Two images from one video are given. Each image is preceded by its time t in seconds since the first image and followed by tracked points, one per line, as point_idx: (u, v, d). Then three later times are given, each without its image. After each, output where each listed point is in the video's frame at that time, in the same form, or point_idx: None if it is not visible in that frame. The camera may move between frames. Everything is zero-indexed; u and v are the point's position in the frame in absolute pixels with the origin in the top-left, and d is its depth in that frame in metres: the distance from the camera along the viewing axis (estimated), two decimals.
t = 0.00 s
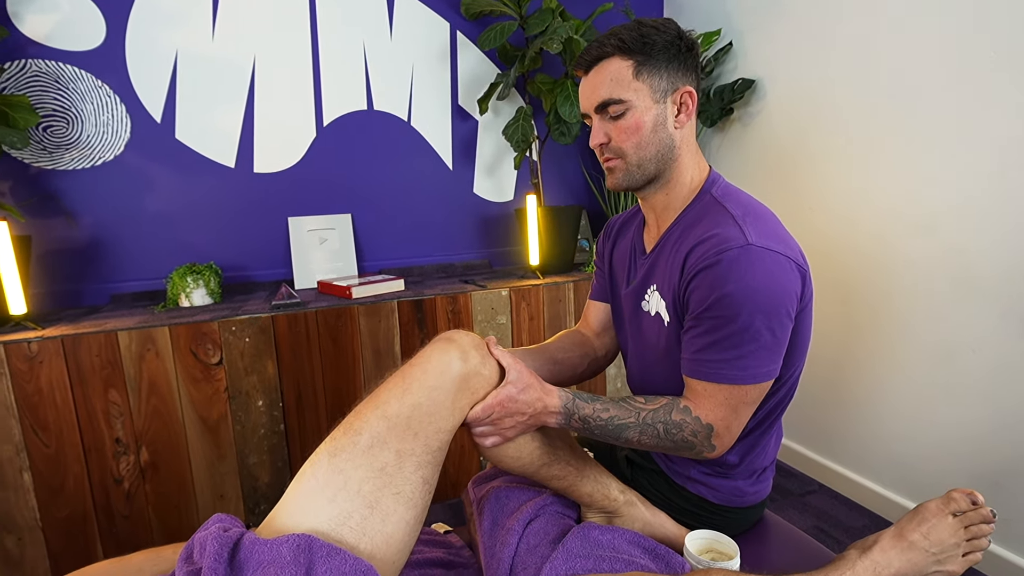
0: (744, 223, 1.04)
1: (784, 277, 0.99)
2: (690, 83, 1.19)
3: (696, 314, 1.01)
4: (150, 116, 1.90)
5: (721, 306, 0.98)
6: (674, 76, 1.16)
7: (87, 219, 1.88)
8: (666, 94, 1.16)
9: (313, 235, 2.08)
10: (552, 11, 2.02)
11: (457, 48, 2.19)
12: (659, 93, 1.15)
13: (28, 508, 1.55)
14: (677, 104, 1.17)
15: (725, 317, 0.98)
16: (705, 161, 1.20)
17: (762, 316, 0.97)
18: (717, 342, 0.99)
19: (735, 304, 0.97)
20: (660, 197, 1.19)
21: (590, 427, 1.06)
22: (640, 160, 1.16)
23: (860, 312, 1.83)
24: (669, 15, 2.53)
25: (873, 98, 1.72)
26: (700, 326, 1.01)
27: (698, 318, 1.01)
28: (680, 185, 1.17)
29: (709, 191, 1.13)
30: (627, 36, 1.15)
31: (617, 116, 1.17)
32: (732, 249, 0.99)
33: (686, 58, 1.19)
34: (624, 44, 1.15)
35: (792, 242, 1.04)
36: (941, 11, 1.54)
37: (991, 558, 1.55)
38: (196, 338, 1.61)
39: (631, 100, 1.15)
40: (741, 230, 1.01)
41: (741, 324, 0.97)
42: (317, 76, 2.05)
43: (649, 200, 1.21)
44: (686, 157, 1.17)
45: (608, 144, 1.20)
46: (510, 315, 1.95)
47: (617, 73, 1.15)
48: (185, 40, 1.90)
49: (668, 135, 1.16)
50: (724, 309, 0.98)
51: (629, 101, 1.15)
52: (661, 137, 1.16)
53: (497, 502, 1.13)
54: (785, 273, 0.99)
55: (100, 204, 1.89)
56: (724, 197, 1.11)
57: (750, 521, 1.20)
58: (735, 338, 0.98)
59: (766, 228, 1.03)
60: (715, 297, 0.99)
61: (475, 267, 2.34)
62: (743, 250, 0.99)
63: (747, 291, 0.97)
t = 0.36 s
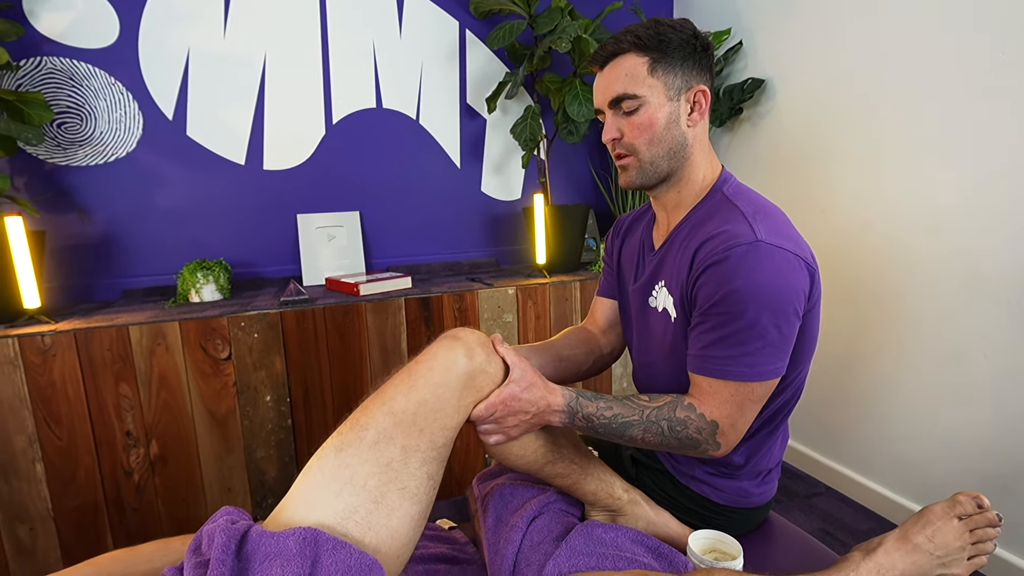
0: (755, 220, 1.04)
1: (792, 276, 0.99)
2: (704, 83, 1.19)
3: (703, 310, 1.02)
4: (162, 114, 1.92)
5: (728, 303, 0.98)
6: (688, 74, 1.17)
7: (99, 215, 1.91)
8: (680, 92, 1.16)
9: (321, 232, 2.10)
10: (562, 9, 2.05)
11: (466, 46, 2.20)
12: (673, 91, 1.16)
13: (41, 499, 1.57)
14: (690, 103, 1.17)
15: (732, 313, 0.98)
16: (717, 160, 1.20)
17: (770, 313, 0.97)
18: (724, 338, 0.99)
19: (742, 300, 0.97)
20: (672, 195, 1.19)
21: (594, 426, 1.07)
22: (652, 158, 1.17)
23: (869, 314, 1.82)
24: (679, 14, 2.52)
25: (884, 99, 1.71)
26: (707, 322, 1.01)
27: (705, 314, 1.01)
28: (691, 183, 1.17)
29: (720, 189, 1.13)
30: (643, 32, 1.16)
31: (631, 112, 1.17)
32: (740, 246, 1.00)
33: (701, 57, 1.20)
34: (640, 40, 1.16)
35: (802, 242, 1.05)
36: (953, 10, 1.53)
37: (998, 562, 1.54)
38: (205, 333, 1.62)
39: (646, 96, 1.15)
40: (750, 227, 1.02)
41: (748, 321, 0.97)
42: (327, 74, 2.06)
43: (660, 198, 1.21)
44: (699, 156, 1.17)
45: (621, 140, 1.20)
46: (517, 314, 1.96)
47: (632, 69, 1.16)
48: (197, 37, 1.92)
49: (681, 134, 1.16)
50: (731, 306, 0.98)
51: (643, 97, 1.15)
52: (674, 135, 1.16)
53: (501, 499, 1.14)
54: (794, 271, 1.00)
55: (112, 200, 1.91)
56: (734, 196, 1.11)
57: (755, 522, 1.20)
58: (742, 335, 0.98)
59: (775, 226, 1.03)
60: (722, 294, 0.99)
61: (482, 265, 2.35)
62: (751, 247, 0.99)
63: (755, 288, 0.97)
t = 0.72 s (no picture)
0: (762, 219, 1.05)
1: (798, 275, 1.00)
2: (715, 83, 1.20)
3: (708, 308, 1.02)
4: (170, 112, 1.94)
5: (734, 300, 0.99)
6: (700, 74, 1.18)
7: (108, 212, 1.93)
8: (692, 92, 1.17)
9: (326, 230, 2.11)
10: (567, 9, 2.04)
11: (472, 46, 2.21)
12: (685, 91, 1.16)
13: (50, 492, 1.60)
14: (702, 103, 1.18)
15: (737, 311, 0.99)
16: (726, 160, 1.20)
17: (775, 311, 0.98)
18: (729, 336, 1.00)
19: (748, 298, 0.98)
20: (681, 195, 1.20)
21: (597, 423, 1.08)
22: (663, 157, 1.18)
23: (873, 316, 1.83)
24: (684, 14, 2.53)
25: (890, 100, 1.71)
26: (712, 320, 1.02)
27: (711, 311, 1.02)
28: (700, 184, 1.18)
29: (729, 188, 1.14)
30: (657, 31, 1.16)
31: (642, 111, 1.18)
32: (747, 244, 1.00)
33: (713, 57, 1.20)
34: (654, 39, 1.16)
35: (809, 242, 1.05)
36: (959, 12, 1.53)
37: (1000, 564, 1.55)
38: (212, 330, 1.64)
39: (658, 96, 1.16)
40: (757, 226, 1.02)
41: (753, 319, 0.98)
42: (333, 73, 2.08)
43: (669, 196, 1.22)
44: (707, 156, 1.18)
45: (632, 139, 1.21)
46: (521, 312, 1.98)
47: (645, 68, 1.17)
48: (205, 36, 1.93)
49: (691, 133, 1.17)
50: (737, 304, 0.99)
51: (655, 96, 1.16)
52: (685, 135, 1.17)
53: (503, 495, 1.16)
54: (800, 271, 1.00)
55: (121, 197, 1.93)
56: (743, 195, 1.12)
57: (757, 520, 1.21)
58: (746, 333, 0.99)
59: (783, 226, 1.04)
60: (728, 292, 1.00)
61: (487, 264, 2.36)
62: (758, 245, 1.00)
63: (760, 286, 0.98)
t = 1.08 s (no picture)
0: (767, 233, 1.04)
1: (800, 293, 1.00)
2: (714, 91, 1.16)
3: (709, 322, 1.02)
4: (175, 111, 1.95)
5: (735, 318, 0.99)
6: (694, 81, 1.15)
7: (114, 211, 1.94)
8: (680, 100, 1.15)
9: (330, 229, 2.12)
10: (571, 9, 2.04)
11: (475, 46, 2.21)
12: (672, 98, 1.16)
13: (55, 489, 1.61)
14: (691, 113, 1.15)
15: (738, 328, 0.99)
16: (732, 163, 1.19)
17: (777, 330, 0.98)
18: (729, 352, 1.00)
19: (750, 316, 0.98)
20: (678, 198, 1.20)
21: (597, 426, 1.09)
22: (645, 163, 1.20)
23: (876, 317, 1.83)
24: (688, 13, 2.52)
25: (894, 103, 1.71)
26: (712, 334, 1.02)
27: (711, 326, 1.02)
28: (702, 186, 1.17)
29: (734, 196, 1.13)
30: (653, 33, 1.16)
31: (629, 114, 1.20)
32: (751, 260, 1.00)
33: (716, 62, 1.16)
34: (649, 41, 1.16)
35: (813, 257, 1.05)
36: (965, 14, 1.53)
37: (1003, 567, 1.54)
38: (216, 329, 1.65)
39: (645, 101, 1.17)
40: (762, 241, 1.02)
41: (754, 337, 0.98)
42: (337, 73, 2.08)
43: (668, 199, 1.22)
44: (713, 163, 1.17)
45: (620, 139, 1.24)
46: (523, 312, 1.98)
47: (635, 70, 1.18)
48: (210, 36, 1.94)
49: (676, 143, 1.17)
50: (738, 321, 0.99)
51: (640, 101, 1.18)
52: (669, 143, 1.17)
53: (504, 494, 1.16)
54: (803, 288, 1.00)
55: (126, 196, 1.94)
56: (748, 204, 1.11)
57: (758, 520, 1.21)
58: (747, 350, 0.99)
59: (787, 240, 1.04)
60: (730, 308, 0.99)
61: (489, 263, 2.36)
62: (763, 262, 0.99)
63: (763, 304, 0.98)
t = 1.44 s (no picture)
0: (778, 250, 1.01)
1: (809, 317, 0.97)
2: (698, 88, 1.10)
3: (714, 342, 1.01)
4: (180, 111, 1.96)
5: (740, 340, 0.97)
6: (674, 85, 1.11)
7: (119, 210, 1.95)
8: (664, 106, 1.12)
9: (333, 228, 2.13)
10: (575, 9, 2.04)
11: (479, 45, 2.22)
12: (655, 106, 1.13)
13: (61, 487, 1.62)
14: (678, 116, 1.12)
15: (743, 351, 0.97)
16: (745, 167, 1.17)
17: (783, 356, 0.96)
18: (733, 375, 0.98)
19: (755, 340, 0.96)
20: (688, 202, 1.18)
21: (595, 431, 1.09)
22: (643, 175, 1.19)
23: (881, 318, 1.82)
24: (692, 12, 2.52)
25: (899, 103, 1.71)
26: (716, 355, 1.00)
27: (716, 346, 1.00)
28: (706, 184, 1.15)
29: (747, 203, 1.11)
30: (625, 47, 1.15)
31: (619, 129, 1.19)
32: (759, 282, 0.97)
33: (697, 57, 1.10)
34: (622, 55, 1.15)
35: (825, 277, 1.02)
36: (970, 14, 1.52)
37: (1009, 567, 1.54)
38: (220, 328, 1.66)
39: (628, 114, 1.16)
40: (772, 261, 0.99)
41: (759, 361, 0.96)
42: (341, 73, 2.09)
43: (679, 202, 1.20)
44: (723, 161, 1.14)
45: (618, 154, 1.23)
46: (526, 312, 1.98)
47: (615, 86, 1.17)
48: (215, 37, 1.95)
49: (669, 150, 1.14)
50: (743, 344, 0.97)
51: (625, 115, 1.16)
52: (661, 152, 1.15)
53: (506, 494, 1.17)
54: (813, 311, 0.98)
55: (131, 196, 1.95)
56: (761, 214, 1.09)
57: (764, 526, 1.20)
58: (751, 374, 0.97)
59: (799, 259, 1.01)
60: (736, 330, 0.97)
61: (493, 263, 2.37)
62: (771, 284, 0.96)
63: (769, 328, 0.95)
